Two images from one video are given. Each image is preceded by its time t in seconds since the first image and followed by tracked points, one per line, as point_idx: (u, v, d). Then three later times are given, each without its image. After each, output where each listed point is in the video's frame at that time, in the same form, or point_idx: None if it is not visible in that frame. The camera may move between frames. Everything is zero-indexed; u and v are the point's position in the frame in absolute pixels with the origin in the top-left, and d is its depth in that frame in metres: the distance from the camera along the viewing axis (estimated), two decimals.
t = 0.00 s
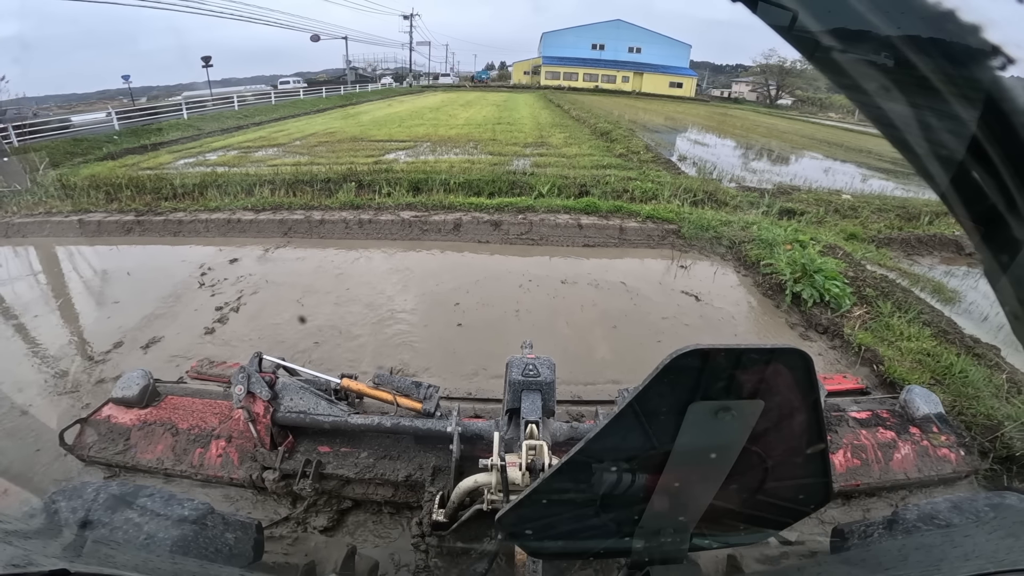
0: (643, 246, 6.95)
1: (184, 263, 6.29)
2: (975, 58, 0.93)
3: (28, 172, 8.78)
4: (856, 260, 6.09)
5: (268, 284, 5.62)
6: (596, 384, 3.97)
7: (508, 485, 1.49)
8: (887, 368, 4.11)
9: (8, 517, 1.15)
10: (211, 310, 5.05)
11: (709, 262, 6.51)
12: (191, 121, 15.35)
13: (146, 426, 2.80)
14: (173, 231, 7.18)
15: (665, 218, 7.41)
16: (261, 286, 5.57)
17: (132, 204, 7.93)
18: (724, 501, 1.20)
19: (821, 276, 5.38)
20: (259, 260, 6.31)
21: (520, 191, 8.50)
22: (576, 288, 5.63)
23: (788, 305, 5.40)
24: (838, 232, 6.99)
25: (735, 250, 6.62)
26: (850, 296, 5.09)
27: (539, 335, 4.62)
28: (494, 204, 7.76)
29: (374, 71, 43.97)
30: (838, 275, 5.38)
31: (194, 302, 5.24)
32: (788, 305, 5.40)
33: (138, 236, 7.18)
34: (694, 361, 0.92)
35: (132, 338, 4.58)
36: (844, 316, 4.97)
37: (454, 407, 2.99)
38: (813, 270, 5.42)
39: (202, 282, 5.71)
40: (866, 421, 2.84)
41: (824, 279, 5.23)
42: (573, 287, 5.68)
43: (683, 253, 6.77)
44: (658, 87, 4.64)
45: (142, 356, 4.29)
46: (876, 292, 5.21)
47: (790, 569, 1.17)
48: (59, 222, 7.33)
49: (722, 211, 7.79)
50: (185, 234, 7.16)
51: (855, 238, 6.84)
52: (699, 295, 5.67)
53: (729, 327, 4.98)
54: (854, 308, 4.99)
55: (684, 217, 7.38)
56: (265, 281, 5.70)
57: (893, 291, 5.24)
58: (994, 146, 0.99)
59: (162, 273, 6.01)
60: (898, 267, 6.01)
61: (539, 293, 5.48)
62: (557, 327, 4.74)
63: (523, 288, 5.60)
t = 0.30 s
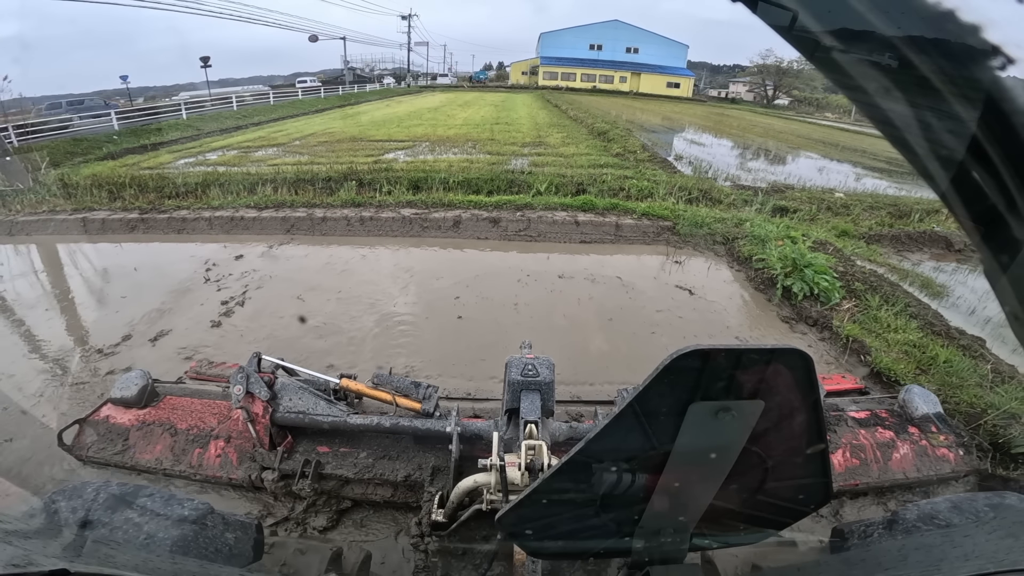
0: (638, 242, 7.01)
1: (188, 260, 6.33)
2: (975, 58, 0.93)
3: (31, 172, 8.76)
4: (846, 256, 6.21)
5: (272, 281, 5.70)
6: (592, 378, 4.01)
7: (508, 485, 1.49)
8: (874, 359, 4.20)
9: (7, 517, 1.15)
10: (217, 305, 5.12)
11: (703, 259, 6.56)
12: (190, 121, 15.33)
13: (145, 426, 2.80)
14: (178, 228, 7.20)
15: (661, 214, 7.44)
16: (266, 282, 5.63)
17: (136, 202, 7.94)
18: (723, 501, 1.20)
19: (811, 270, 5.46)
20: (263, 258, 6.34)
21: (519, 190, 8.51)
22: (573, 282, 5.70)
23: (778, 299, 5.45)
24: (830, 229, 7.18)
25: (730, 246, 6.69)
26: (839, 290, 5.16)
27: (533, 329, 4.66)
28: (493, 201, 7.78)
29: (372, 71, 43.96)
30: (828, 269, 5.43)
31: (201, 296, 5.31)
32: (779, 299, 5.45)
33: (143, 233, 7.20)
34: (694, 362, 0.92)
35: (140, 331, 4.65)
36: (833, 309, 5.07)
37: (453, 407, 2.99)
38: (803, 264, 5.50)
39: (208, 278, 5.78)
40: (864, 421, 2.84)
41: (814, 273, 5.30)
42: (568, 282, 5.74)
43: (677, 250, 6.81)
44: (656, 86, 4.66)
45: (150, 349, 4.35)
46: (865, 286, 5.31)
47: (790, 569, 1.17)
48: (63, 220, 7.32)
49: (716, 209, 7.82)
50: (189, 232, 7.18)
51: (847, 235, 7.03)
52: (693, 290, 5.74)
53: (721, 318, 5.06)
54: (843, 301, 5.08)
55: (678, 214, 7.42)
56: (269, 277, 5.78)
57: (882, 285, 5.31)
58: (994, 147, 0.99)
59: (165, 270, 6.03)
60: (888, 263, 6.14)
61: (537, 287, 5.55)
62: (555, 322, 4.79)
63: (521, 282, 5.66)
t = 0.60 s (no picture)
0: (635, 239, 7.10)
1: (192, 256, 6.38)
2: (976, 58, 0.93)
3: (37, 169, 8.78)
4: (838, 252, 6.37)
5: (278, 275, 5.79)
6: (587, 370, 4.12)
7: (508, 485, 1.49)
8: (863, 350, 4.35)
9: (9, 517, 1.14)
10: (223, 299, 5.20)
11: (698, 256, 6.69)
12: (191, 121, 15.35)
13: (145, 427, 2.80)
14: (183, 226, 7.25)
15: (657, 211, 7.50)
16: (271, 278, 5.71)
17: (141, 200, 7.98)
18: (724, 501, 1.20)
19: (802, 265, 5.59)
20: (270, 254, 6.41)
21: (518, 188, 8.53)
22: (570, 277, 5.89)
23: (772, 293, 5.60)
24: (823, 226, 7.31)
25: (725, 242, 6.80)
26: (830, 284, 5.32)
27: (532, 322, 4.80)
28: (493, 199, 7.83)
29: (371, 71, 43.97)
30: (819, 264, 5.58)
31: (207, 291, 5.41)
32: (772, 293, 5.60)
33: (148, 231, 7.25)
34: (694, 362, 0.92)
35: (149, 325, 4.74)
36: (824, 302, 5.20)
37: (454, 407, 2.99)
38: (795, 259, 5.62)
39: (214, 273, 5.86)
40: (865, 421, 2.84)
41: (805, 268, 5.44)
42: (565, 276, 5.93)
43: (672, 246, 6.94)
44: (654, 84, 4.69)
45: (161, 342, 4.45)
46: (855, 280, 5.44)
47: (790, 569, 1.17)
48: (68, 218, 7.38)
49: (712, 207, 7.88)
50: (193, 229, 7.24)
51: (839, 231, 7.16)
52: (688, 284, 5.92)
53: (716, 313, 5.23)
54: (834, 295, 5.22)
55: (674, 211, 7.48)
56: (272, 273, 5.84)
57: (871, 279, 5.45)
58: (994, 146, 0.99)
59: (169, 266, 6.08)
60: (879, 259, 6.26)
61: (536, 282, 5.73)
62: (555, 316, 4.94)
63: (521, 277, 5.85)
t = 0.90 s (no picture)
0: (631, 235, 7.15)
1: (197, 252, 6.46)
2: (977, 58, 0.93)
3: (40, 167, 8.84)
4: (830, 247, 6.41)
5: (281, 270, 5.86)
6: (586, 365, 4.15)
7: (506, 486, 1.48)
8: (851, 341, 4.41)
9: (9, 516, 1.14)
10: (228, 293, 5.28)
11: (693, 252, 6.72)
12: (191, 121, 15.35)
13: (144, 426, 2.79)
14: (187, 223, 7.33)
15: (653, 209, 7.54)
16: (275, 273, 5.77)
17: (145, 198, 8.03)
18: (724, 501, 1.20)
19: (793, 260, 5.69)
20: (274, 249, 6.47)
21: (516, 186, 8.56)
22: (568, 272, 5.91)
23: (763, 287, 5.66)
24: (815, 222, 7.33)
25: (718, 239, 6.83)
26: (821, 278, 5.40)
27: (530, 316, 4.85)
28: (492, 197, 7.88)
29: (370, 71, 43.98)
30: (810, 259, 5.67)
31: (213, 285, 5.50)
32: (764, 287, 5.66)
33: (152, 228, 7.30)
34: (694, 362, 0.92)
35: (157, 318, 4.82)
36: (814, 296, 5.27)
37: (453, 407, 2.99)
38: (786, 254, 5.73)
39: (219, 268, 5.93)
40: (863, 421, 2.85)
41: (796, 262, 5.54)
42: (563, 271, 5.96)
43: (667, 242, 7.00)
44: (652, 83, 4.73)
45: (168, 334, 4.52)
46: (845, 275, 5.52)
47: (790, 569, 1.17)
48: (72, 215, 7.43)
49: (707, 204, 7.91)
50: (197, 227, 7.31)
51: (832, 228, 7.20)
52: (683, 278, 5.97)
53: (709, 306, 5.25)
54: (824, 290, 5.29)
55: (669, 208, 7.53)
56: (274, 267, 5.91)
57: (861, 274, 5.54)
58: (996, 147, 0.99)
59: (171, 263, 6.11)
60: (868, 255, 6.31)
61: (534, 276, 5.77)
62: (550, 309, 4.97)
63: (520, 272, 5.89)
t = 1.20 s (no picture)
0: (628, 232, 7.23)
1: (202, 249, 6.56)
2: (979, 58, 0.92)
3: (43, 166, 8.93)
4: (822, 243, 6.45)
5: (285, 266, 5.95)
6: (587, 357, 4.22)
7: (508, 486, 1.48)
8: (841, 333, 4.54)
9: (11, 515, 1.15)
10: (236, 287, 5.40)
11: (690, 248, 6.77)
12: (191, 121, 15.35)
13: (146, 427, 2.80)
14: (191, 221, 7.40)
15: (650, 206, 7.62)
16: (279, 269, 5.87)
17: (150, 196, 8.08)
18: (725, 501, 1.20)
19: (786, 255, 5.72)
20: (280, 246, 6.59)
21: (515, 184, 8.59)
22: (566, 268, 5.98)
23: (756, 282, 5.76)
24: (808, 220, 7.33)
25: (713, 235, 6.90)
26: (812, 273, 5.45)
27: (530, 308, 4.96)
28: (491, 194, 7.93)
29: (369, 71, 43.97)
30: (802, 255, 5.70)
31: (220, 279, 5.62)
32: (757, 282, 5.75)
33: (157, 225, 7.36)
34: (697, 362, 0.92)
35: (166, 312, 4.94)
36: (806, 290, 5.33)
37: (454, 407, 2.99)
38: (779, 249, 5.76)
39: (226, 264, 6.04)
40: (864, 421, 2.84)
41: (788, 257, 5.58)
42: (562, 267, 6.03)
43: (664, 238, 7.05)
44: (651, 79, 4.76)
45: (178, 328, 4.62)
46: (836, 270, 5.62)
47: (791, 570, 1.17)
48: (78, 213, 7.48)
49: (703, 202, 7.92)
50: (202, 224, 7.38)
51: (825, 225, 7.18)
52: (678, 273, 6.07)
53: (703, 300, 5.33)
54: (815, 284, 5.35)
55: (666, 205, 7.60)
56: (277, 264, 6.01)
57: (851, 268, 5.64)
58: (998, 147, 0.99)
59: (177, 260, 6.19)
60: (859, 251, 6.41)
61: (533, 271, 5.87)
62: (549, 301, 5.09)
63: (519, 266, 6.01)
